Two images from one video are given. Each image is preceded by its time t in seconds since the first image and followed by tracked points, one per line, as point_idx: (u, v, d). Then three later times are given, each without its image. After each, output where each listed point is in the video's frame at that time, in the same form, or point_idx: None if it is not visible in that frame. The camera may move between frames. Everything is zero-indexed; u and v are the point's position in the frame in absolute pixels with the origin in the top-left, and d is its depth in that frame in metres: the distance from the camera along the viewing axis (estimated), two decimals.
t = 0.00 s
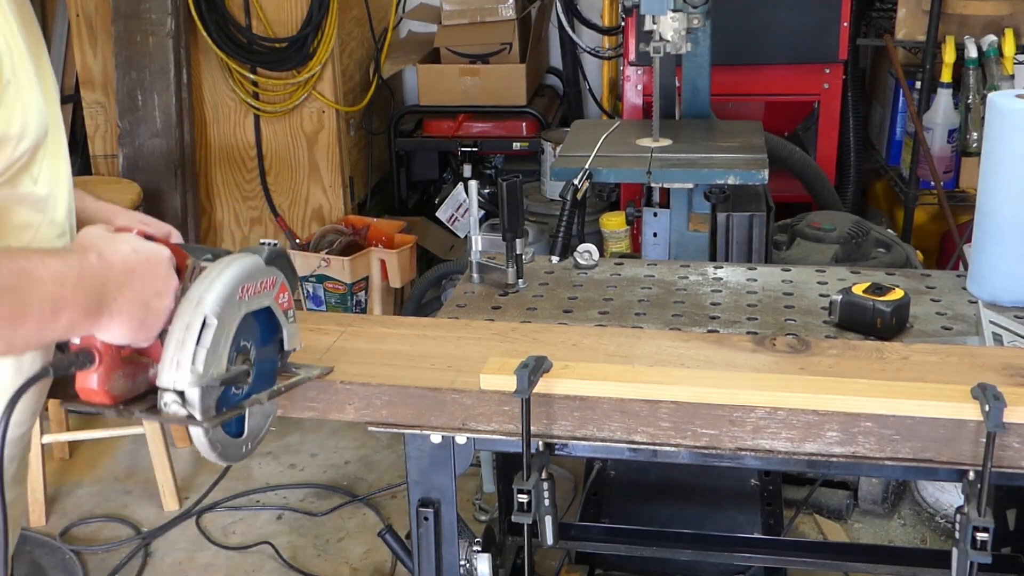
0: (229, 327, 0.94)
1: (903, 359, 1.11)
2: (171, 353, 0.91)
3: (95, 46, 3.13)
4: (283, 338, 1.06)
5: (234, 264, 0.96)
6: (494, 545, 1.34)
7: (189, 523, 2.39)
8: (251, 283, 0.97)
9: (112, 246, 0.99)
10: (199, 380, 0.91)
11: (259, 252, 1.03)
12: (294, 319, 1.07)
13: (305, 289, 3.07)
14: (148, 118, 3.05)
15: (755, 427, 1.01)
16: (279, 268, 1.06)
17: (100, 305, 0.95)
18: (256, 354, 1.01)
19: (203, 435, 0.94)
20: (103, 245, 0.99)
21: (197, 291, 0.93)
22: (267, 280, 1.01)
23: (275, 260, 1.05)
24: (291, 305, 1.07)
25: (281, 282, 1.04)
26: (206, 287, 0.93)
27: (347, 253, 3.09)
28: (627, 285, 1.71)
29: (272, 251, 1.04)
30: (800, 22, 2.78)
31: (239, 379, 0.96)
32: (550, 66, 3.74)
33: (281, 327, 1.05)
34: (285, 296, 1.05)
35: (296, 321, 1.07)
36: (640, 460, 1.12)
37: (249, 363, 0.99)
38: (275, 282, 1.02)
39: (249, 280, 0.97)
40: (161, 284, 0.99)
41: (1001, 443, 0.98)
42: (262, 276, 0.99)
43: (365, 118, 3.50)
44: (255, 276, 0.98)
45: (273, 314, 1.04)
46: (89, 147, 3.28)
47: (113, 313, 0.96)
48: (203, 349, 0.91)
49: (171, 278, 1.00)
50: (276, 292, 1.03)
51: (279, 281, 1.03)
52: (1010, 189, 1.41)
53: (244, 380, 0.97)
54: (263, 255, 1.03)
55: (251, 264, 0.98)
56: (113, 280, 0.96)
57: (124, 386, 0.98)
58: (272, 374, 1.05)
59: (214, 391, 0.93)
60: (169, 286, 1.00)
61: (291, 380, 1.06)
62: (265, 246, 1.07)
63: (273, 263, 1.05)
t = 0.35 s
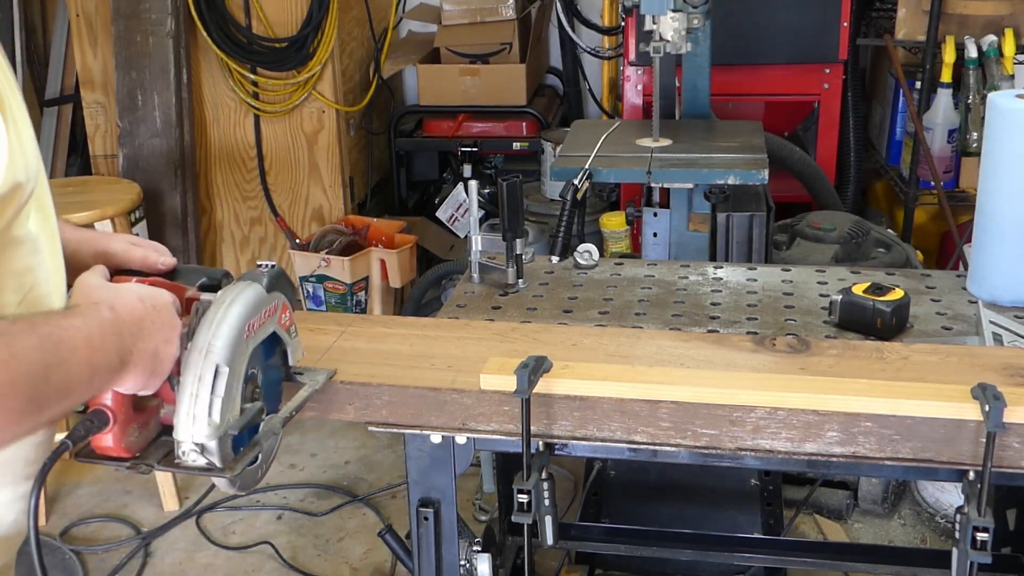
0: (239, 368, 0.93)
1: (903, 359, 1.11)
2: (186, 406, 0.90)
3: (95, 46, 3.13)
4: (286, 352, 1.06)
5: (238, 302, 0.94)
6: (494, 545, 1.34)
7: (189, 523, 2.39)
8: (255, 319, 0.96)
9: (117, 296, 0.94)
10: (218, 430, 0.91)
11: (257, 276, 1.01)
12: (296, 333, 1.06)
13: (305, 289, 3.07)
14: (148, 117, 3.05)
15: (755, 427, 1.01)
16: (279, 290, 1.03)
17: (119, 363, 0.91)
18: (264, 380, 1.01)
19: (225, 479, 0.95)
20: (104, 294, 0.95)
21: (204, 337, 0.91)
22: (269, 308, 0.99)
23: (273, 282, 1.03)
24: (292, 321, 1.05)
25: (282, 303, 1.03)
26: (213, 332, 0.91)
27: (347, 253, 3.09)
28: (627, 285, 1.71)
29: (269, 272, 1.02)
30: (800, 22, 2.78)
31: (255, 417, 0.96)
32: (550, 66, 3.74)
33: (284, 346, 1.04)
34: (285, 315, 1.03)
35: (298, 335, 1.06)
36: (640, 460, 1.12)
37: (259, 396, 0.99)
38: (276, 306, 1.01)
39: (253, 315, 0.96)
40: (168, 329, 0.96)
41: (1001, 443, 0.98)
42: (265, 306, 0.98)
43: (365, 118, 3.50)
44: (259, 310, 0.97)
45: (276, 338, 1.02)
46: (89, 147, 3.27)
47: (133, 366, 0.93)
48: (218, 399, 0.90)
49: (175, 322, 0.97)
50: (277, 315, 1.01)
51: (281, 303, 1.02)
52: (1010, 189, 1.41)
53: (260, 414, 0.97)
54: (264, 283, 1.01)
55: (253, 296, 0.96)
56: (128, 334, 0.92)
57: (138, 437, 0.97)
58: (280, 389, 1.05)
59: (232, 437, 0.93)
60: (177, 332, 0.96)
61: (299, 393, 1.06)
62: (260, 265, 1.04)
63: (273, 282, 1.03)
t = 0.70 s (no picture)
0: (240, 365, 0.93)
1: (902, 359, 1.11)
2: (187, 403, 0.90)
3: (96, 46, 3.13)
4: (289, 351, 1.06)
5: (237, 300, 0.94)
6: (493, 544, 1.34)
7: (189, 523, 2.39)
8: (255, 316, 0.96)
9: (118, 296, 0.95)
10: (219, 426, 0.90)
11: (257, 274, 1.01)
12: (297, 331, 1.06)
13: (305, 289, 3.06)
14: (148, 117, 3.05)
15: (755, 427, 1.01)
16: (279, 287, 1.04)
17: (119, 360, 0.91)
18: (267, 378, 1.01)
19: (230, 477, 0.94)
20: (107, 294, 0.95)
21: (204, 335, 0.91)
22: (269, 306, 0.99)
23: (273, 280, 1.03)
24: (293, 319, 1.05)
25: (283, 301, 1.03)
26: (213, 330, 0.91)
27: (347, 253, 3.09)
28: (627, 285, 1.71)
29: (269, 271, 1.02)
30: (800, 22, 2.78)
31: (257, 414, 0.95)
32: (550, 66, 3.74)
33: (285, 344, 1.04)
34: (286, 313, 1.04)
35: (300, 333, 1.07)
36: (640, 460, 1.12)
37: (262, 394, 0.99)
38: (277, 304, 1.01)
39: (253, 312, 0.96)
40: (168, 327, 0.95)
41: (1001, 443, 0.98)
42: (265, 304, 0.98)
43: (365, 118, 3.50)
44: (259, 307, 0.97)
45: (277, 336, 1.02)
46: (89, 147, 3.27)
47: (132, 364, 0.93)
48: (219, 396, 0.90)
49: (176, 320, 0.96)
50: (278, 313, 1.01)
51: (281, 301, 1.02)
52: (1010, 189, 1.41)
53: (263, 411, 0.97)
54: (265, 281, 1.01)
55: (253, 294, 0.96)
56: (127, 331, 0.92)
57: (142, 437, 0.97)
58: (284, 388, 1.05)
59: (234, 434, 0.93)
60: (177, 331, 0.96)
61: (303, 391, 1.06)
62: (261, 264, 1.04)
63: (273, 281, 1.03)
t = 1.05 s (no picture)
0: (240, 359, 0.93)
1: (903, 359, 1.11)
2: (186, 396, 0.90)
3: (95, 46, 3.13)
4: (290, 349, 1.06)
5: (237, 294, 0.94)
6: (493, 545, 1.34)
7: (189, 523, 2.39)
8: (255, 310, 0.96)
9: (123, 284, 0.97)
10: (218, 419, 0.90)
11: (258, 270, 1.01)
12: (298, 328, 1.06)
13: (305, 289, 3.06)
14: (148, 117, 3.05)
15: (755, 427, 1.01)
16: (279, 285, 1.04)
17: (118, 345, 0.92)
18: (267, 374, 1.01)
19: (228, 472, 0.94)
20: (109, 286, 0.97)
21: (203, 328, 0.92)
22: (270, 302, 0.99)
23: (274, 277, 1.03)
24: (294, 316, 1.06)
25: (284, 297, 1.03)
26: (212, 323, 0.92)
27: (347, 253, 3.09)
28: (627, 285, 1.71)
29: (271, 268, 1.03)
30: (800, 22, 2.78)
31: (257, 408, 0.95)
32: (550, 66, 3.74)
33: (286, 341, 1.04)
34: (287, 310, 1.04)
35: (301, 331, 1.07)
36: (640, 460, 1.12)
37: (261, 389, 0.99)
38: (278, 300, 1.01)
39: (253, 307, 0.96)
40: (168, 316, 0.96)
41: (1001, 443, 0.98)
42: (265, 300, 0.98)
43: (365, 118, 3.49)
44: (259, 301, 0.97)
45: (277, 332, 1.02)
46: (89, 147, 3.27)
47: (132, 353, 0.93)
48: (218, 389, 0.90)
49: (177, 311, 0.97)
50: (280, 310, 1.02)
51: (282, 298, 1.02)
52: (1010, 189, 1.41)
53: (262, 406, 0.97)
54: (265, 277, 1.02)
55: (253, 288, 0.96)
56: (125, 315, 0.93)
57: (141, 429, 0.97)
58: (284, 385, 1.05)
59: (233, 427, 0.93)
60: (177, 322, 0.96)
61: (303, 389, 1.06)
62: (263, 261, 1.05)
63: (275, 278, 1.03)
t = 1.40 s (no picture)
0: (239, 369, 0.93)
1: (902, 359, 1.11)
2: (185, 409, 0.90)
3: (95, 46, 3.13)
4: (290, 352, 1.06)
5: (235, 303, 0.94)
6: (493, 545, 1.34)
7: (189, 523, 2.39)
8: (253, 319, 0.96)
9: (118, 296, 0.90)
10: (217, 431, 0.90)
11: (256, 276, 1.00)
12: (298, 331, 1.06)
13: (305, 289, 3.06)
14: (148, 117, 3.06)
15: (756, 427, 1.01)
16: (279, 289, 1.04)
17: (125, 369, 0.87)
18: (266, 379, 1.00)
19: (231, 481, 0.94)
20: (98, 293, 0.90)
21: (202, 340, 0.91)
22: (268, 308, 0.99)
23: (273, 281, 1.03)
24: (293, 320, 1.05)
25: (283, 302, 1.03)
26: (210, 334, 0.91)
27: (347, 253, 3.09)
28: (627, 285, 1.71)
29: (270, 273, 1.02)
30: (800, 22, 2.78)
31: (257, 416, 0.95)
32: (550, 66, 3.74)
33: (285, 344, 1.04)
34: (286, 315, 1.03)
35: (301, 333, 1.07)
36: (640, 460, 1.12)
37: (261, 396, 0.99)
38: (276, 306, 1.01)
39: (251, 315, 0.96)
40: (167, 333, 0.92)
41: (1001, 443, 0.98)
42: (264, 306, 0.98)
43: (365, 118, 3.49)
44: (257, 309, 0.96)
45: (276, 338, 1.02)
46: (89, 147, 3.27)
47: (136, 372, 0.89)
48: (218, 402, 0.90)
49: (175, 325, 0.93)
50: (278, 315, 1.01)
51: (281, 303, 1.02)
52: (1010, 189, 1.41)
53: (263, 414, 0.97)
54: (264, 281, 1.01)
55: (251, 296, 0.96)
56: (128, 335, 0.88)
57: (142, 440, 0.98)
58: (285, 389, 1.05)
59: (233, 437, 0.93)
60: (177, 336, 0.93)
61: (303, 392, 1.06)
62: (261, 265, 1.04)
63: (274, 282, 1.03)
